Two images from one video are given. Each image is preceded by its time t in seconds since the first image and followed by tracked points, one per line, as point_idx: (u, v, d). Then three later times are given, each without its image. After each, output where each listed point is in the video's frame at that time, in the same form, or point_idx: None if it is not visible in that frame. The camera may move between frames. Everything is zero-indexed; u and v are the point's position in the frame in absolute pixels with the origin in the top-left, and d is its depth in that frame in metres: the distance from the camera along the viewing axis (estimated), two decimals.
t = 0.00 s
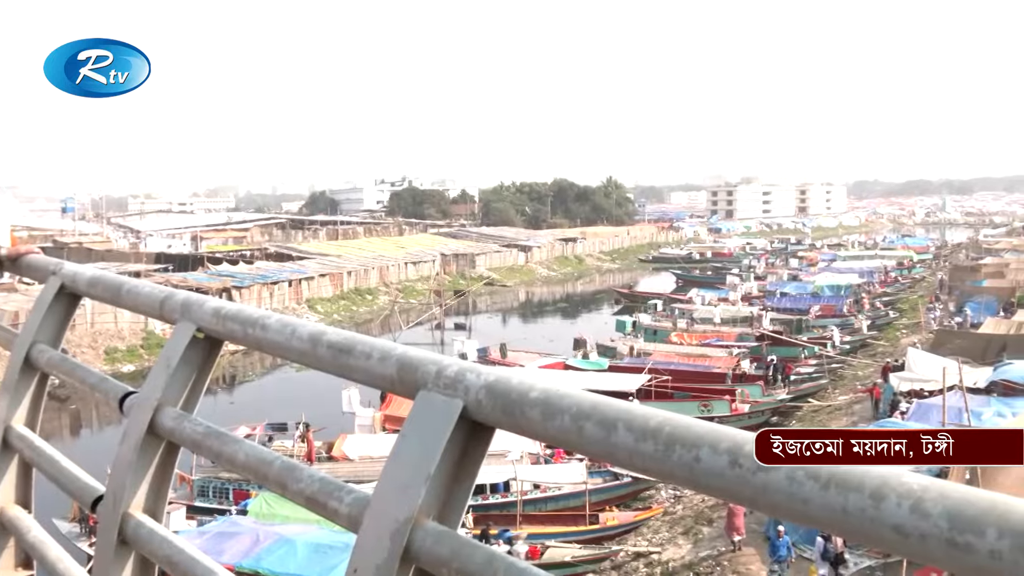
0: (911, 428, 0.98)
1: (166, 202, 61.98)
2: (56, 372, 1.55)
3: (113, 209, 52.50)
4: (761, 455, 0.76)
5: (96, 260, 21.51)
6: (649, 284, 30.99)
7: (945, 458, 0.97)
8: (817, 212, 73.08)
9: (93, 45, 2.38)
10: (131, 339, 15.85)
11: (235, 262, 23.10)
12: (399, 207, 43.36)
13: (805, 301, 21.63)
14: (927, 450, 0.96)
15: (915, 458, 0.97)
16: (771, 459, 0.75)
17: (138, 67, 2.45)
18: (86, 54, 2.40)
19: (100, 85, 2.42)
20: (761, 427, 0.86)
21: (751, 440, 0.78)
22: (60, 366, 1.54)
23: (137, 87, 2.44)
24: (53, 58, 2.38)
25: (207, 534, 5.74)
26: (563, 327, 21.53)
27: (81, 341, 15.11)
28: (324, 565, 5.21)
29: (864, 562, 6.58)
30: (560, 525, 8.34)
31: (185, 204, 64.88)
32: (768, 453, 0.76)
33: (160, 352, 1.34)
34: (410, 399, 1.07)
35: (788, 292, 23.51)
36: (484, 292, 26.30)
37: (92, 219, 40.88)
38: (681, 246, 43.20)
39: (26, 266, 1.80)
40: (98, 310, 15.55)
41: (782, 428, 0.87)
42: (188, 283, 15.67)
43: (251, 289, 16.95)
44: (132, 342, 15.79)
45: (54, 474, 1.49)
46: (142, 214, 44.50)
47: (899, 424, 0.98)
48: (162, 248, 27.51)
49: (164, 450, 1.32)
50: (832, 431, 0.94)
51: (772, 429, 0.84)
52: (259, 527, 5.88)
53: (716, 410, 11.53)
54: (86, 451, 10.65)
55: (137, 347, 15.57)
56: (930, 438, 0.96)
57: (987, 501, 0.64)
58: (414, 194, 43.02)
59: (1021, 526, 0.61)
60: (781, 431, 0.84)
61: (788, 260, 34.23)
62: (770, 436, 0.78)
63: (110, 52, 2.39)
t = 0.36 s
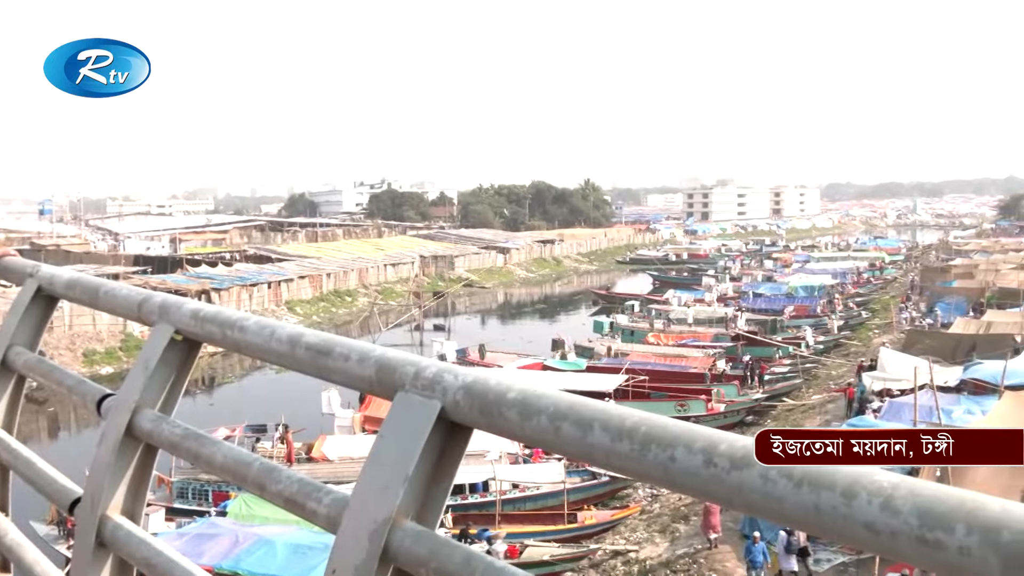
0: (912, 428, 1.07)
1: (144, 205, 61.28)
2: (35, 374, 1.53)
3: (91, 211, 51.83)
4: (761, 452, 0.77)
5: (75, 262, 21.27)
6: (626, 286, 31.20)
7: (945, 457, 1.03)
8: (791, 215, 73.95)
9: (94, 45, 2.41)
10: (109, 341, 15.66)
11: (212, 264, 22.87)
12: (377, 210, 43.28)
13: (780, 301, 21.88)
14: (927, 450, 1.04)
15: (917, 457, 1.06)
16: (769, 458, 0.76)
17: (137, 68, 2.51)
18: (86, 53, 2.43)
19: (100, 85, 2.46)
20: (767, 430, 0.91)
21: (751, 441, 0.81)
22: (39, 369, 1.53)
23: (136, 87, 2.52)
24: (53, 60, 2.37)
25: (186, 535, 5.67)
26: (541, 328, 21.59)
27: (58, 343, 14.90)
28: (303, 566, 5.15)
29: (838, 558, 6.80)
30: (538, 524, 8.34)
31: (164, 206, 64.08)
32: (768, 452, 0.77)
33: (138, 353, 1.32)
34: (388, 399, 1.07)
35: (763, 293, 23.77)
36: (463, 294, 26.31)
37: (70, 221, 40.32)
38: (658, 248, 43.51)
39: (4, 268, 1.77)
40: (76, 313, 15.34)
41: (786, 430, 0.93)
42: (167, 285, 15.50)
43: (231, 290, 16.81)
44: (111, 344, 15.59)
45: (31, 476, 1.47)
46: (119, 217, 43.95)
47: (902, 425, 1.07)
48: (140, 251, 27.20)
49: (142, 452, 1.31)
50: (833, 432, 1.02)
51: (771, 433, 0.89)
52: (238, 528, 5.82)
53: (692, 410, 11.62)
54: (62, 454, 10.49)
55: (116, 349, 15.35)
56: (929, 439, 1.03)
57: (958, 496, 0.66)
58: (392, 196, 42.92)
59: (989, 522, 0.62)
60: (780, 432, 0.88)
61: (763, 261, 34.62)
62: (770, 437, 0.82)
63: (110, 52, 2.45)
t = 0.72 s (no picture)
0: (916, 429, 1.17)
1: (117, 206, 60.43)
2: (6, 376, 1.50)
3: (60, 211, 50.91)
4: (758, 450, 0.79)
5: (44, 264, 20.88)
6: (600, 286, 31.34)
7: (947, 458, 1.14)
8: (763, 215, 74.77)
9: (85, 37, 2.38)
10: (81, 343, 15.40)
11: (184, 265, 22.56)
12: (352, 210, 43.04)
13: (752, 302, 22.12)
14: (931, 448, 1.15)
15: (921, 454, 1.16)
16: (762, 458, 0.78)
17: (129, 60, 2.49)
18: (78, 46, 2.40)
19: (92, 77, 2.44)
20: (769, 432, 0.96)
21: (750, 444, 0.86)
22: (9, 371, 1.50)
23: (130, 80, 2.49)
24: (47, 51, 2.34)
25: (160, 538, 5.58)
26: (516, 328, 21.62)
27: (29, 345, 14.64)
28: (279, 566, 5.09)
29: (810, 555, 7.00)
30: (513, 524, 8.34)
31: (135, 207, 63.10)
32: (764, 454, 0.80)
33: (110, 356, 1.31)
34: (362, 401, 1.07)
35: (736, 293, 24.02)
36: (438, 295, 26.24)
37: (40, 222, 39.54)
38: (632, 248, 43.76)
39: None
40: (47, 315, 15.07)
41: (786, 431, 0.99)
42: (140, 286, 15.28)
43: (204, 291, 16.61)
44: (83, 346, 15.33)
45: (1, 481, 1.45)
46: (90, 217, 43.17)
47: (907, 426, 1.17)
48: (112, 252, 26.75)
49: (114, 455, 1.29)
50: (833, 432, 1.08)
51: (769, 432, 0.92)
52: (213, 530, 5.75)
53: (665, 410, 11.71)
54: (31, 457, 10.29)
55: (89, 351, 15.10)
56: (931, 441, 1.14)
57: (924, 493, 0.68)
58: (367, 198, 42.71)
59: (952, 517, 0.65)
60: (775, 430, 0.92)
61: (736, 261, 34.98)
62: (769, 439, 0.87)
63: (112, 54, 3.04)
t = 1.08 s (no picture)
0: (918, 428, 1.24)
1: (89, 206, 59.53)
2: None
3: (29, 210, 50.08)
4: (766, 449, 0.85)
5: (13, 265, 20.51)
6: (575, 287, 31.46)
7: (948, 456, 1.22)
8: (736, 216, 75.62)
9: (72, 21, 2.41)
10: (53, 344, 15.15)
11: (157, 266, 22.26)
12: (327, 210, 42.78)
13: (725, 301, 22.33)
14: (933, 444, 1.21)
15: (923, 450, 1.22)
16: (735, 458, 0.79)
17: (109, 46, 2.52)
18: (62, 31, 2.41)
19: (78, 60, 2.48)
20: (769, 432, 1.05)
21: (753, 443, 0.95)
22: None
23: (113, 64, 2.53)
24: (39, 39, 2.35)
25: (132, 542, 5.49)
26: (492, 329, 21.63)
27: None
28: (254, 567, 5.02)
29: (783, 552, 7.10)
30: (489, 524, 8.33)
31: (108, 207, 62.27)
32: (764, 454, 0.89)
33: (81, 357, 1.29)
34: (335, 402, 1.07)
35: (709, 293, 24.25)
36: (413, 295, 26.15)
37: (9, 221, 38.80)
38: (606, 248, 43.97)
39: None
40: (17, 316, 14.80)
41: (787, 431, 1.08)
42: (112, 287, 15.05)
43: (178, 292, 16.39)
44: (54, 347, 15.07)
45: None
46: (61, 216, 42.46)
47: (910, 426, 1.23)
48: (83, 252, 26.30)
49: (85, 458, 1.28)
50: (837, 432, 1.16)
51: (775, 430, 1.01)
52: (187, 533, 5.67)
53: (639, 409, 11.76)
54: None
55: (60, 353, 14.84)
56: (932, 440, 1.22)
57: (893, 490, 0.69)
58: (342, 198, 42.51)
59: (922, 512, 0.67)
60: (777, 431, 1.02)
61: (709, 261, 35.32)
62: (772, 439, 0.96)
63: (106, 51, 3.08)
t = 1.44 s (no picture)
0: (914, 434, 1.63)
1: (59, 206, 58.49)
2: None
3: None
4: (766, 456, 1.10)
5: None
6: (551, 287, 31.53)
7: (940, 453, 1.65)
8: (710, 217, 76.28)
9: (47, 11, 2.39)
10: (22, 345, 14.86)
11: (128, 267, 21.91)
12: (302, 210, 42.51)
13: (699, 301, 22.51)
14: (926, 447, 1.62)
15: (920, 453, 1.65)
16: (711, 455, 0.80)
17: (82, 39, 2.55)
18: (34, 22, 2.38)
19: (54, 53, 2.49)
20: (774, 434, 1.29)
21: (758, 445, 1.18)
22: None
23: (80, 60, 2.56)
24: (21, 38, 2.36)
25: (105, 545, 5.43)
26: (467, 329, 21.60)
27: None
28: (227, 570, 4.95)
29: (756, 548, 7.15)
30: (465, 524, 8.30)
31: (80, 208, 61.32)
32: (765, 453, 1.12)
33: (50, 359, 1.27)
34: (309, 402, 1.07)
35: (683, 292, 24.42)
36: (388, 296, 26.03)
37: None
38: (581, 248, 44.10)
39: None
40: None
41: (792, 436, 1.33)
42: (83, 289, 14.79)
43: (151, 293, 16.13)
44: (24, 348, 14.78)
45: None
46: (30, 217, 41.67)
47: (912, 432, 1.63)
48: (55, 253, 25.87)
49: (56, 461, 1.26)
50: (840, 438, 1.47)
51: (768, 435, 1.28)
52: (160, 535, 5.60)
53: (615, 409, 11.80)
54: None
55: (30, 355, 14.54)
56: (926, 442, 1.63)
57: (863, 488, 0.71)
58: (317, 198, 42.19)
59: (890, 508, 0.68)
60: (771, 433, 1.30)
61: (684, 261, 35.60)
62: (773, 440, 1.20)
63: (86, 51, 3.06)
